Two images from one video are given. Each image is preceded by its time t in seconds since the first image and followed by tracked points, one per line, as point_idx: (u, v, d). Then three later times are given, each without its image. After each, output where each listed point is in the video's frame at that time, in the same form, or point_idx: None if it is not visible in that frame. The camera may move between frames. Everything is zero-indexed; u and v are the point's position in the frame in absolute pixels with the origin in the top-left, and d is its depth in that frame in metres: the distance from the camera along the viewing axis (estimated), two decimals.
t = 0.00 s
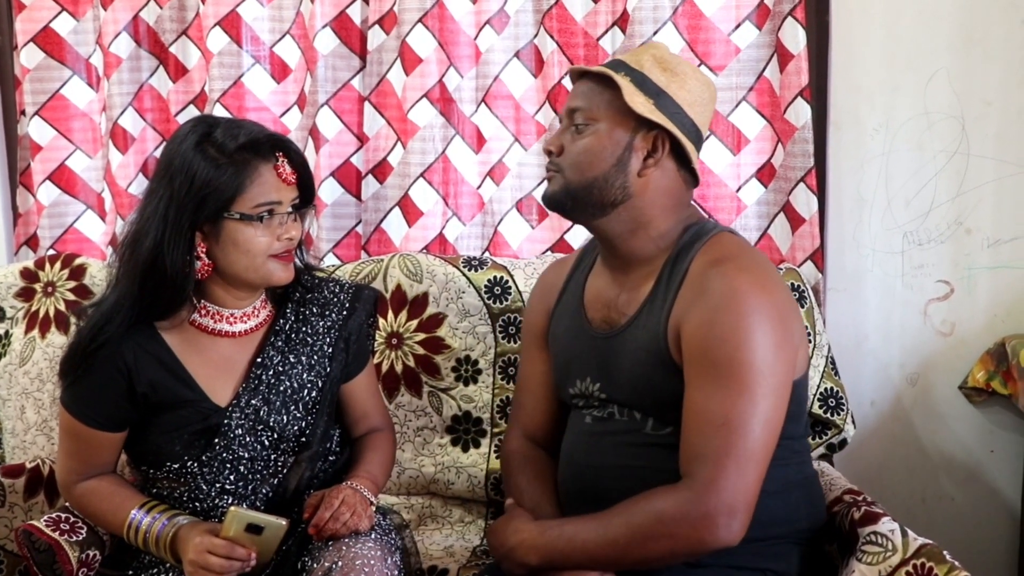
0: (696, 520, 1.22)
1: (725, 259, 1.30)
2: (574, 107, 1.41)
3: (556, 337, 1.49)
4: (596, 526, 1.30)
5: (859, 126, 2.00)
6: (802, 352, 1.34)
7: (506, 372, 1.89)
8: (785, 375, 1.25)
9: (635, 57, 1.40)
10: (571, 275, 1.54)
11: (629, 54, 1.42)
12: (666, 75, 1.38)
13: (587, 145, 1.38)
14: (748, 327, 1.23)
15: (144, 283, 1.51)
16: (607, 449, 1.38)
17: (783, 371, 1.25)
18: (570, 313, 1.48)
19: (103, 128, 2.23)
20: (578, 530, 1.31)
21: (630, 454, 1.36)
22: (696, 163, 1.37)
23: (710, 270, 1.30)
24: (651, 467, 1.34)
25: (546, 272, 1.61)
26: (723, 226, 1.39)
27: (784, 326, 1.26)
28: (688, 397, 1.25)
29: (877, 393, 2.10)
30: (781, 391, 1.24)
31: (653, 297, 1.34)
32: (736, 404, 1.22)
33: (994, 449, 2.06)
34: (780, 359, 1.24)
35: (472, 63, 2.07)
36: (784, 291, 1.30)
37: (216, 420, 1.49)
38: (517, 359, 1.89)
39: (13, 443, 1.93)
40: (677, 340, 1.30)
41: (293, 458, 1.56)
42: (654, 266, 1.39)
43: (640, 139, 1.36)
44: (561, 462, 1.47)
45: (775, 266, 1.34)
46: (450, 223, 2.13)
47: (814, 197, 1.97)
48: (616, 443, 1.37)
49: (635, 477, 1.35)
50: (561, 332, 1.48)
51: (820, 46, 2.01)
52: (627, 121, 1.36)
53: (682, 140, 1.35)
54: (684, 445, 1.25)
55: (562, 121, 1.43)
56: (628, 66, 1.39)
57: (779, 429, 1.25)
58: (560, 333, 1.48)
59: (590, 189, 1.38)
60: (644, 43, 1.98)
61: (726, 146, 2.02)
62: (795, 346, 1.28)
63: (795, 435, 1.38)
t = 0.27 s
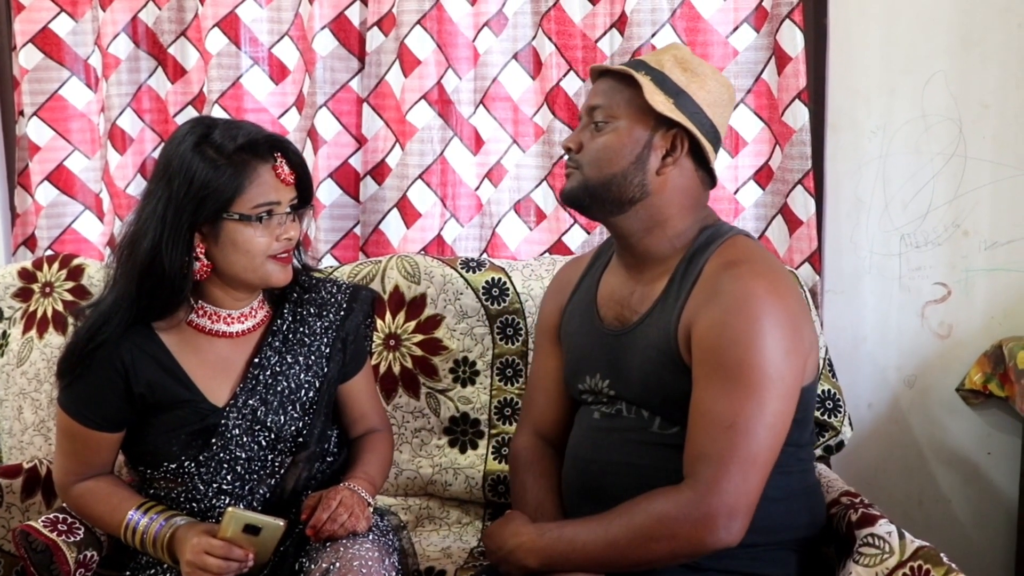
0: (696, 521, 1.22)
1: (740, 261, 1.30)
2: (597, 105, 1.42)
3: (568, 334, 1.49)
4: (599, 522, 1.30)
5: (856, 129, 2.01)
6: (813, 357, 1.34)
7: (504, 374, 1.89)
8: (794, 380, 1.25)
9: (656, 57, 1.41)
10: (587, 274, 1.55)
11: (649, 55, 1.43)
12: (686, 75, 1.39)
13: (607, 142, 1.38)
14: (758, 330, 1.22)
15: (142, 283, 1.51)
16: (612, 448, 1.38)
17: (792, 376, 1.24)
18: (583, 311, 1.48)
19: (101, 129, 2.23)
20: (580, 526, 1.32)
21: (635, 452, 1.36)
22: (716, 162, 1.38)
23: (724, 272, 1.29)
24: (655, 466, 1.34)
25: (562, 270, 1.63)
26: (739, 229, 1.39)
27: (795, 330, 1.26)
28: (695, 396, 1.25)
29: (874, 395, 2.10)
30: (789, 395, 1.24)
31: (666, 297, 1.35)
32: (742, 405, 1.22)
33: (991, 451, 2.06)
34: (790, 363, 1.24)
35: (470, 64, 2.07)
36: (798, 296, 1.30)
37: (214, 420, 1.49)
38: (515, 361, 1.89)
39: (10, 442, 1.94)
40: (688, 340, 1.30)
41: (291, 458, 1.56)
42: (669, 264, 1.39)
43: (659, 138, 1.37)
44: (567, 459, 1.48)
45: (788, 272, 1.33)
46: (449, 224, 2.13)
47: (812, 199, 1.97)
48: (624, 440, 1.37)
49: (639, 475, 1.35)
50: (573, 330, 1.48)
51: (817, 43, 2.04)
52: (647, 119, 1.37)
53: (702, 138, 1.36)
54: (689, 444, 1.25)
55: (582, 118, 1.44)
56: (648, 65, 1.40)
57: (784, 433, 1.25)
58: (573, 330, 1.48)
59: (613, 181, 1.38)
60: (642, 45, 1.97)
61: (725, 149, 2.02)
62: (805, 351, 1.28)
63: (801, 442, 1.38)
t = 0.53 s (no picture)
0: (695, 526, 1.22)
1: (747, 267, 1.30)
2: (610, 104, 1.42)
3: (573, 334, 1.49)
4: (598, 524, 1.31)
5: (854, 131, 2.01)
6: (818, 365, 1.33)
7: (501, 375, 1.89)
8: (799, 387, 1.24)
9: (673, 55, 1.40)
10: (593, 273, 1.54)
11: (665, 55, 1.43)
12: (701, 75, 1.38)
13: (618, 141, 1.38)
14: (764, 337, 1.22)
15: (140, 283, 1.51)
16: (613, 449, 1.38)
17: (797, 383, 1.24)
18: (589, 310, 1.48)
19: (99, 130, 2.23)
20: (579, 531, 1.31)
21: (637, 453, 1.36)
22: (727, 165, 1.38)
23: (732, 276, 1.29)
24: (657, 468, 1.34)
25: (568, 269, 1.63)
26: (748, 233, 1.38)
27: (802, 338, 1.25)
28: (698, 400, 1.25)
29: (871, 396, 2.10)
30: (793, 403, 1.24)
31: (672, 299, 1.35)
32: (745, 412, 1.21)
33: (988, 453, 2.06)
34: (795, 370, 1.24)
35: (468, 66, 2.07)
36: (805, 302, 1.29)
37: (211, 419, 1.49)
38: (513, 362, 1.89)
39: (7, 442, 1.94)
40: (692, 343, 1.30)
41: (288, 458, 1.56)
42: (677, 267, 1.39)
43: (671, 138, 1.36)
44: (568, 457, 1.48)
45: (796, 278, 1.33)
46: (446, 226, 2.13)
47: (810, 202, 1.97)
48: (626, 441, 1.37)
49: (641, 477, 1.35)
50: (579, 329, 1.48)
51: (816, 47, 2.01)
52: (660, 120, 1.37)
53: (715, 139, 1.35)
54: (690, 448, 1.25)
55: (595, 115, 1.44)
56: (665, 64, 1.39)
57: (787, 439, 1.25)
58: (578, 330, 1.48)
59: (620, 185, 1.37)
60: (641, 47, 1.98)
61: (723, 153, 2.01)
62: (811, 359, 1.27)
63: (803, 450, 1.38)
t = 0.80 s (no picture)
0: (703, 536, 1.23)
1: (756, 273, 1.30)
2: (616, 105, 1.41)
3: (577, 336, 1.49)
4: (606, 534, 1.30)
5: (851, 132, 2.01)
6: (827, 371, 1.33)
7: (499, 376, 1.89)
8: (809, 396, 1.24)
9: (680, 58, 1.41)
10: (598, 275, 1.54)
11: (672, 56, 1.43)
12: (707, 78, 1.38)
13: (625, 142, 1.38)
14: (774, 344, 1.22)
15: (138, 288, 1.51)
16: (618, 454, 1.38)
17: (807, 392, 1.24)
18: (594, 313, 1.48)
19: (97, 131, 2.23)
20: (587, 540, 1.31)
21: (643, 458, 1.36)
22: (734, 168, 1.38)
23: (742, 283, 1.29)
24: (664, 475, 1.34)
25: (571, 270, 1.63)
26: (756, 238, 1.38)
27: (812, 346, 1.25)
28: (707, 408, 1.25)
29: (868, 398, 2.10)
30: (803, 412, 1.24)
31: (680, 305, 1.35)
32: (755, 421, 1.21)
33: (985, 454, 2.07)
34: (805, 379, 1.24)
35: (466, 67, 2.07)
36: (814, 310, 1.29)
37: (206, 418, 1.49)
38: (511, 363, 1.89)
39: (4, 444, 1.93)
40: (701, 350, 1.30)
41: (284, 458, 1.55)
42: (684, 271, 1.39)
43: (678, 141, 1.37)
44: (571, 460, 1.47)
45: (805, 284, 1.33)
46: (444, 227, 2.13)
47: (807, 203, 1.98)
48: (631, 446, 1.37)
49: (648, 483, 1.35)
50: (583, 333, 1.48)
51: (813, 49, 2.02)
52: (667, 123, 1.37)
53: (722, 142, 1.36)
54: (699, 456, 1.25)
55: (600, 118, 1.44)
56: (671, 67, 1.39)
57: (796, 448, 1.25)
58: (582, 332, 1.48)
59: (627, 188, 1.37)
60: (638, 48, 1.98)
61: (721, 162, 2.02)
62: (820, 366, 1.27)
63: (808, 456, 1.37)
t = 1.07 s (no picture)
0: (702, 537, 1.22)
1: (759, 274, 1.30)
2: (620, 105, 1.41)
3: (576, 334, 1.49)
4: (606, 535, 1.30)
5: (850, 133, 2.01)
6: (829, 372, 1.33)
7: (497, 376, 1.89)
8: (810, 398, 1.24)
9: (685, 57, 1.40)
10: (598, 272, 1.54)
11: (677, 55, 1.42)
12: (713, 78, 1.38)
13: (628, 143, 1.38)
14: (776, 345, 1.22)
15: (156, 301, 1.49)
16: (617, 454, 1.38)
17: (808, 394, 1.24)
18: (595, 311, 1.47)
19: (94, 131, 2.23)
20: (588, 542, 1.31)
21: (642, 458, 1.35)
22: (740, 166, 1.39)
23: (746, 283, 1.29)
24: (663, 476, 1.33)
25: (571, 267, 1.62)
26: (759, 239, 1.38)
27: (813, 347, 1.25)
28: (708, 409, 1.25)
29: (867, 397, 2.11)
30: (804, 413, 1.24)
31: (683, 305, 1.34)
32: (756, 422, 1.21)
33: (983, 453, 2.07)
34: (807, 381, 1.24)
35: (464, 67, 2.07)
36: (816, 311, 1.29)
37: (216, 423, 1.49)
38: (509, 363, 1.89)
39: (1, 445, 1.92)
40: (703, 351, 1.30)
41: (287, 458, 1.55)
42: (687, 271, 1.39)
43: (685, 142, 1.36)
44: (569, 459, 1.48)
45: (807, 284, 1.33)
46: (442, 227, 2.13)
47: (805, 203, 1.98)
48: (631, 446, 1.37)
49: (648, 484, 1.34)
50: (583, 331, 1.48)
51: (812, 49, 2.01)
52: (674, 123, 1.37)
53: (727, 142, 1.36)
54: (699, 456, 1.25)
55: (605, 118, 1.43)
56: (677, 66, 1.39)
57: (796, 450, 1.25)
58: (581, 331, 1.48)
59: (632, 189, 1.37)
60: (636, 48, 1.97)
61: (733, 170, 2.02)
62: (822, 368, 1.27)
63: (808, 458, 1.37)
